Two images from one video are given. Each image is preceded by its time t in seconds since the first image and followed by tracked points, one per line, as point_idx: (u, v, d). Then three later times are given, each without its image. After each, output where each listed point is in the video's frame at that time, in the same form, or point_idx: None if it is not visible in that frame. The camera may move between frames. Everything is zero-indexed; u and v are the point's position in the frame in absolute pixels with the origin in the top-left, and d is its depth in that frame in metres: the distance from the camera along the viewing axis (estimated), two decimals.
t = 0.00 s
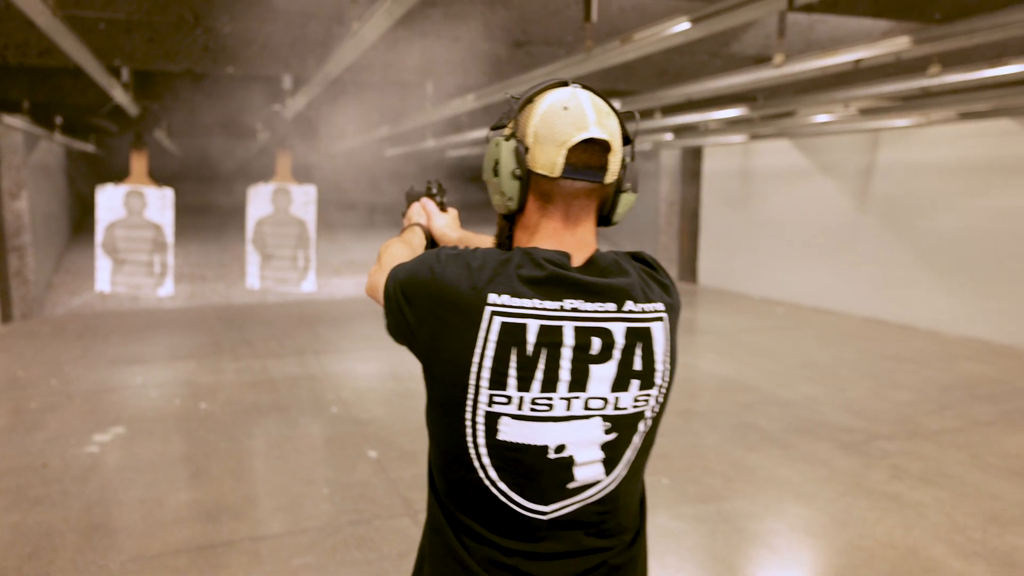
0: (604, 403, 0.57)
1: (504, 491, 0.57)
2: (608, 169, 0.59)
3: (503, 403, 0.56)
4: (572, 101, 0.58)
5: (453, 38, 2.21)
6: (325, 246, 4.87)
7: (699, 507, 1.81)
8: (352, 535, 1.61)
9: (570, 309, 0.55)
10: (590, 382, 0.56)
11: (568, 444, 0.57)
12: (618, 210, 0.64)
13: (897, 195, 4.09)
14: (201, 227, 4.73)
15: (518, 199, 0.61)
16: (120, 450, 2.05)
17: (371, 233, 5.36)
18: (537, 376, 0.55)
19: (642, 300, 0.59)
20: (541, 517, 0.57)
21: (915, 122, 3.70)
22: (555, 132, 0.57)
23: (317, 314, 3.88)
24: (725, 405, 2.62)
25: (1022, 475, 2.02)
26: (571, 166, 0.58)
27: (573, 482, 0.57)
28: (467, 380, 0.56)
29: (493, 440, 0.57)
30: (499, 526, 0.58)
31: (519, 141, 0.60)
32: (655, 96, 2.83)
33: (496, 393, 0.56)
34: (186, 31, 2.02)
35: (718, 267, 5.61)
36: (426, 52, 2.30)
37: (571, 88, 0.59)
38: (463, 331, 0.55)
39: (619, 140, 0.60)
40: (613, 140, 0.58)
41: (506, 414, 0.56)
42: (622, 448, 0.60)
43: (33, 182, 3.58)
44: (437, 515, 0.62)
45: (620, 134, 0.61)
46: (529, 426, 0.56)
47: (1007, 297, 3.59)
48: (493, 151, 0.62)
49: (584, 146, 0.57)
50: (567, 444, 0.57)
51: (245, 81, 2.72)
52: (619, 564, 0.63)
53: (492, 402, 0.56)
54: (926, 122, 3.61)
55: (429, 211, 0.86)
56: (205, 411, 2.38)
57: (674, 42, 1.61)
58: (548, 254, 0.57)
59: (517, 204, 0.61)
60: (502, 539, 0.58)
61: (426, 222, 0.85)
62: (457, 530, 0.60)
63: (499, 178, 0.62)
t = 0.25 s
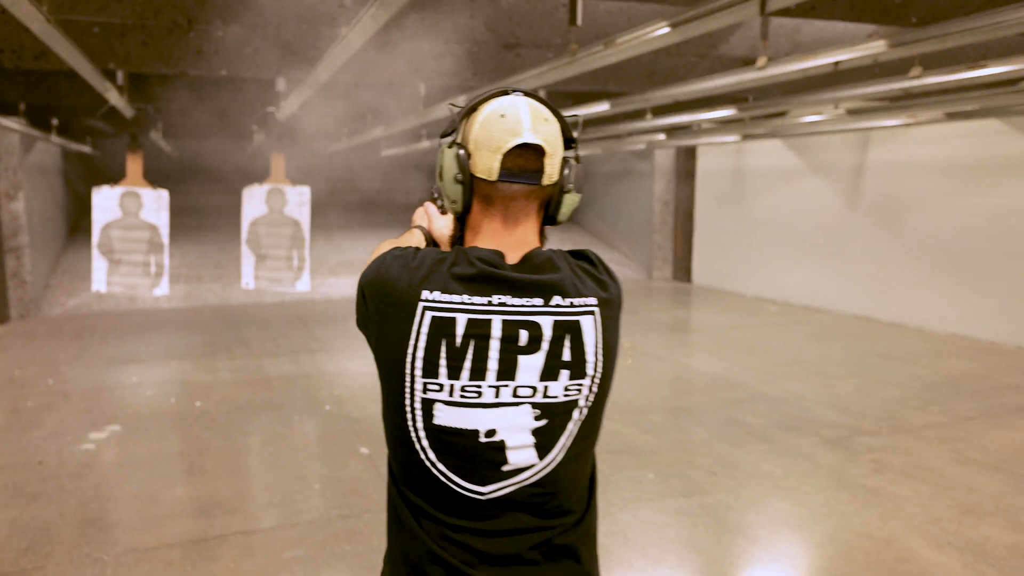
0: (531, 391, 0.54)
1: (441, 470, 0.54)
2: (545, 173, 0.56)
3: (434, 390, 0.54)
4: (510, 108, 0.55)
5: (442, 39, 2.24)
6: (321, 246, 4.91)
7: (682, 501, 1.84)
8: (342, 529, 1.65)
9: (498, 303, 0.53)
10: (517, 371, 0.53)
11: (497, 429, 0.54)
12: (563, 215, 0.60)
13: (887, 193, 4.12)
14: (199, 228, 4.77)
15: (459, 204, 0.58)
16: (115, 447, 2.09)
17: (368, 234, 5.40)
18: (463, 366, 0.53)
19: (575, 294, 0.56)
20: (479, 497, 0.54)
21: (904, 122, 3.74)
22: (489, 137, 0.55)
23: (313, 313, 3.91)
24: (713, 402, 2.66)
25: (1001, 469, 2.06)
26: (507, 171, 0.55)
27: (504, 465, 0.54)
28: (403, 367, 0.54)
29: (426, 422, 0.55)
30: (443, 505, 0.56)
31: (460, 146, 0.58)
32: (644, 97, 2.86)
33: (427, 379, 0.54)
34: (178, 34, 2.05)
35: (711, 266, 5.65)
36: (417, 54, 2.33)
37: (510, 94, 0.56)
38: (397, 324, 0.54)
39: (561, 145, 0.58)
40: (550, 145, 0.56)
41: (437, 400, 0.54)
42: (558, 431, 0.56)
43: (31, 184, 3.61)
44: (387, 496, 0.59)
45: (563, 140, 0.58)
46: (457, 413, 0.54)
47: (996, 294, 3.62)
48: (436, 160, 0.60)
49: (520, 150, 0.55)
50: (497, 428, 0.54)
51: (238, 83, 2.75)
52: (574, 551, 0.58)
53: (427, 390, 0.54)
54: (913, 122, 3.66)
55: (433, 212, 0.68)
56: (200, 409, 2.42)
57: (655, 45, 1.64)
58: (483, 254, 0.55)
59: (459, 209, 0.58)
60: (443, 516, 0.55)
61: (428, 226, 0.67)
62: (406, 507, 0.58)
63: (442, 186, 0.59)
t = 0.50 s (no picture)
0: (484, 377, 0.57)
1: (400, 448, 0.59)
2: (499, 173, 0.60)
3: (396, 376, 0.58)
4: (467, 113, 0.60)
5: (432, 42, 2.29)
6: (317, 246, 4.96)
7: (665, 494, 1.89)
8: (331, 520, 1.69)
9: (454, 296, 0.57)
10: (470, 358, 0.57)
11: (452, 412, 0.57)
12: (519, 211, 0.64)
13: (878, 193, 4.16)
14: (197, 228, 4.81)
15: (421, 201, 0.62)
16: (112, 443, 2.13)
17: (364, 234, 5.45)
18: (421, 354, 0.57)
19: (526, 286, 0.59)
20: (436, 473, 0.59)
21: (893, 122, 3.78)
22: (447, 140, 0.59)
23: (309, 313, 3.97)
24: (700, 399, 2.71)
25: (979, 462, 2.10)
26: (465, 171, 0.59)
27: (459, 444, 0.58)
28: (367, 354, 0.58)
29: (389, 406, 0.58)
30: (404, 481, 0.60)
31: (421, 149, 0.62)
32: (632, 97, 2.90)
33: (390, 366, 0.58)
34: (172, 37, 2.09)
35: (706, 265, 5.69)
36: (408, 56, 2.38)
37: (466, 100, 0.61)
38: (361, 316, 0.58)
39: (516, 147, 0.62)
40: (503, 147, 0.60)
41: (398, 383, 0.58)
42: (509, 412, 0.59)
43: (29, 184, 3.65)
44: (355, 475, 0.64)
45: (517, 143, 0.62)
46: (416, 398, 0.58)
47: (985, 291, 3.65)
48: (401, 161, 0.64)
49: (476, 152, 0.59)
50: (453, 411, 0.58)
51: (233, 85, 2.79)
52: (528, 524, 0.62)
53: (389, 374, 0.58)
54: (902, 122, 3.70)
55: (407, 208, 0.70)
56: (196, 406, 2.46)
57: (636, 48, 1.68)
58: (442, 249, 0.59)
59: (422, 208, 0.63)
60: (405, 492, 0.60)
61: (402, 220, 0.69)
62: (372, 485, 0.62)
63: (406, 185, 0.64)
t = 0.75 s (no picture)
0: (462, 362, 0.61)
1: (379, 430, 0.61)
2: (473, 177, 0.63)
3: (379, 362, 0.60)
4: (444, 120, 0.62)
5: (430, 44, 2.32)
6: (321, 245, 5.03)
7: (655, 489, 1.92)
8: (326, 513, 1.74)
9: (436, 287, 0.60)
10: (450, 345, 0.60)
11: (432, 395, 0.60)
12: (489, 212, 0.67)
13: (878, 192, 4.18)
14: (203, 227, 4.88)
15: (398, 201, 0.65)
16: (116, 437, 2.18)
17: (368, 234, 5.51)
18: (403, 341, 0.60)
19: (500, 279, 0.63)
20: (412, 454, 0.61)
21: (892, 122, 3.79)
22: (426, 146, 0.61)
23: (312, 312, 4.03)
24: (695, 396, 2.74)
25: (968, 459, 2.13)
26: (442, 175, 0.62)
27: (436, 426, 0.61)
28: (351, 342, 0.60)
29: (371, 391, 0.61)
30: (380, 462, 0.62)
31: (400, 152, 0.64)
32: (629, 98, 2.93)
33: (373, 353, 0.60)
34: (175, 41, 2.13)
35: (707, 264, 5.72)
36: (406, 58, 2.42)
37: (441, 108, 0.63)
38: (346, 305, 0.60)
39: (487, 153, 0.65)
40: (478, 154, 0.63)
41: (381, 369, 0.60)
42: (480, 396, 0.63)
43: (37, 184, 3.71)
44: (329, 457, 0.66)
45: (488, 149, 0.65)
46: (399, 382, 0.60)
47: (983, 291, 3.67)
48: (376, 163, 0.66)
49: (452, 158, 0.62)
50: (433, 394, 0.61)
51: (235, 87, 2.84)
52: (492, 501, 0.66)
53: (372, 360, 0.60)
54: (899, 123, 3.73)
55: (357, 211, 0.76)
56: (198, 402, 2.51)
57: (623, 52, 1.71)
58: (422, 245, 0.62)
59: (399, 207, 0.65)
60: (381, 473, 0.62)
61: (353, 222, 0.75)
62: (349, 467, 0.64)
63: (382, 186, 0.66)
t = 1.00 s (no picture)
0: (451, 359, 0.63)
1: (374, 423, 0.63)
2: (462, 184, 0.66)
3: (373, 360, 0.63)
4: (434, 129, 0.65)
5: (457, 46, 2.36)
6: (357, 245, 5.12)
7: (676, 489, 1.93)
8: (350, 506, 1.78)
9: (426, 289, 0.63)
10: (440, 343, 0.63)
11: (423, 391, 0.63)
12: (479, 217, 0.70)
13: (919, 192, 4.09)
14: (244, 227, 5.00)
15: (391, 206, 0.68)
16: (155, 429, 2.27)
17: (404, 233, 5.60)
18: (395, 340, 0.62)
19: (488, 281, 0.66)
20: (406, 446, 0.64)
21: (934, 120, 3.71)
22: (417, 155, 0.64)
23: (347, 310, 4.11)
24: (722, 398, 2.73)
25: (1002, 466, 2.08)
26: (433, 182, 0.65)
27: (428, 420, 0.63)
28: (347, 341, 0.63)
29: (365, 387, 0.63)
30: (376, 454, 0.65)
31: (392, 160, 0.67)
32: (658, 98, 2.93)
33: (367, 351, 0.63)
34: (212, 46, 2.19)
35: (743, 264, 5.66)
36: (435, 61, 2.45)
37: (433, 118, 0.66)
38: (342, 306, 0.63)
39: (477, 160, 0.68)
40: (467, 161, 0.66)
41: (375, 367, 0.63)
42: (470, 391, 0.65)
43: (86, 185, 3.85)
44: (329, 451, 0.68)
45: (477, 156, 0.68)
46: (391, 379, 0.63)
47: None
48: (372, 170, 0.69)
49: (443, 166, 0.65)
50: (424, 390, 0.63)
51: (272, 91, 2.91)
52: (486, 493, 0.68)
53: (365, 359, 0.63)
54: (941, 121, 3.65)
55: (361, 215, 0.79)
56: (234, 397, 2.59)
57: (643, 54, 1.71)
58: (412, 249, 0.65)
59: (392, 213, 0.68)
60: (377, 465, 0.65)
61: (356, 226, 0.78)
62: (347, 459, 0.67)
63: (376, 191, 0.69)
